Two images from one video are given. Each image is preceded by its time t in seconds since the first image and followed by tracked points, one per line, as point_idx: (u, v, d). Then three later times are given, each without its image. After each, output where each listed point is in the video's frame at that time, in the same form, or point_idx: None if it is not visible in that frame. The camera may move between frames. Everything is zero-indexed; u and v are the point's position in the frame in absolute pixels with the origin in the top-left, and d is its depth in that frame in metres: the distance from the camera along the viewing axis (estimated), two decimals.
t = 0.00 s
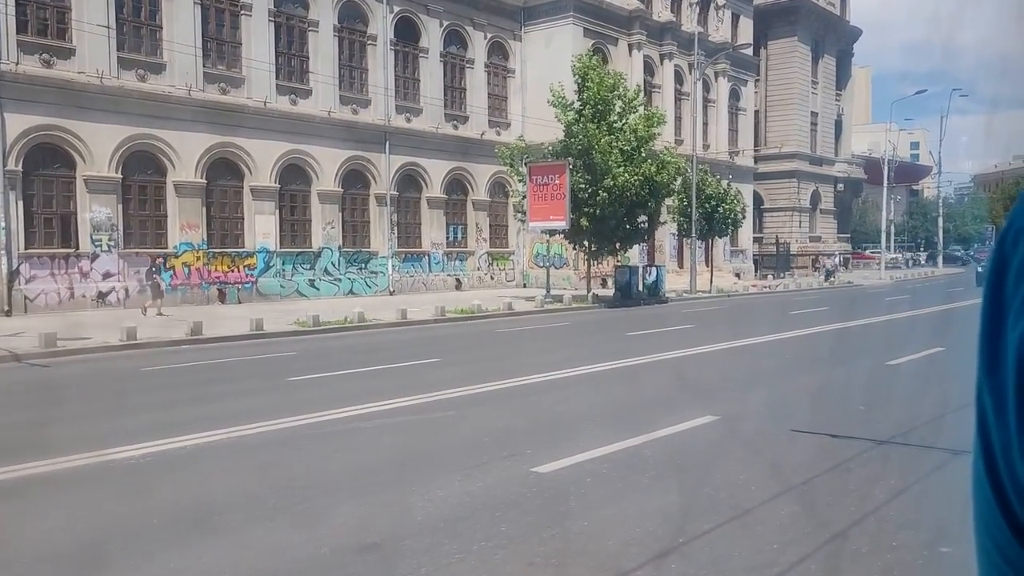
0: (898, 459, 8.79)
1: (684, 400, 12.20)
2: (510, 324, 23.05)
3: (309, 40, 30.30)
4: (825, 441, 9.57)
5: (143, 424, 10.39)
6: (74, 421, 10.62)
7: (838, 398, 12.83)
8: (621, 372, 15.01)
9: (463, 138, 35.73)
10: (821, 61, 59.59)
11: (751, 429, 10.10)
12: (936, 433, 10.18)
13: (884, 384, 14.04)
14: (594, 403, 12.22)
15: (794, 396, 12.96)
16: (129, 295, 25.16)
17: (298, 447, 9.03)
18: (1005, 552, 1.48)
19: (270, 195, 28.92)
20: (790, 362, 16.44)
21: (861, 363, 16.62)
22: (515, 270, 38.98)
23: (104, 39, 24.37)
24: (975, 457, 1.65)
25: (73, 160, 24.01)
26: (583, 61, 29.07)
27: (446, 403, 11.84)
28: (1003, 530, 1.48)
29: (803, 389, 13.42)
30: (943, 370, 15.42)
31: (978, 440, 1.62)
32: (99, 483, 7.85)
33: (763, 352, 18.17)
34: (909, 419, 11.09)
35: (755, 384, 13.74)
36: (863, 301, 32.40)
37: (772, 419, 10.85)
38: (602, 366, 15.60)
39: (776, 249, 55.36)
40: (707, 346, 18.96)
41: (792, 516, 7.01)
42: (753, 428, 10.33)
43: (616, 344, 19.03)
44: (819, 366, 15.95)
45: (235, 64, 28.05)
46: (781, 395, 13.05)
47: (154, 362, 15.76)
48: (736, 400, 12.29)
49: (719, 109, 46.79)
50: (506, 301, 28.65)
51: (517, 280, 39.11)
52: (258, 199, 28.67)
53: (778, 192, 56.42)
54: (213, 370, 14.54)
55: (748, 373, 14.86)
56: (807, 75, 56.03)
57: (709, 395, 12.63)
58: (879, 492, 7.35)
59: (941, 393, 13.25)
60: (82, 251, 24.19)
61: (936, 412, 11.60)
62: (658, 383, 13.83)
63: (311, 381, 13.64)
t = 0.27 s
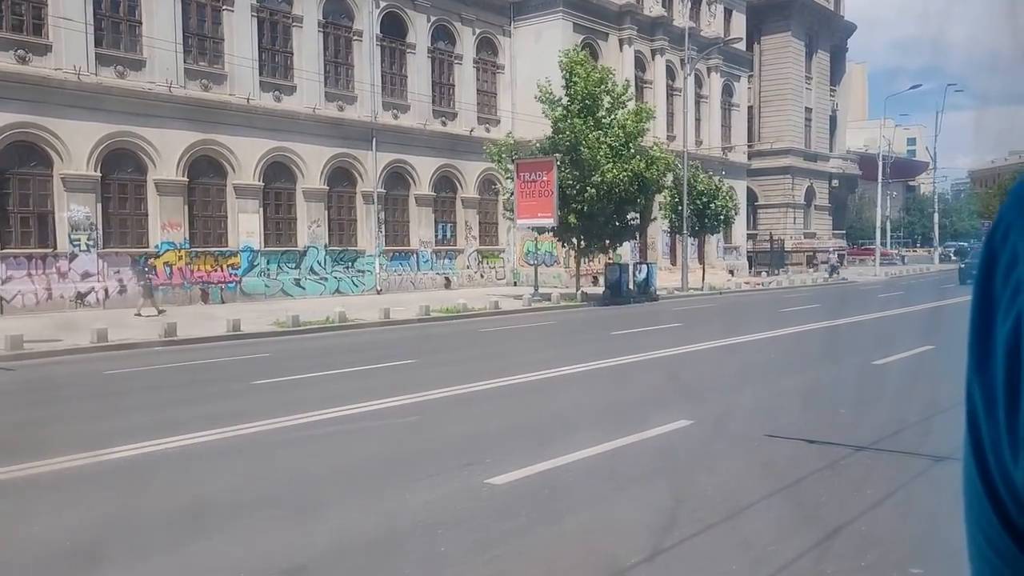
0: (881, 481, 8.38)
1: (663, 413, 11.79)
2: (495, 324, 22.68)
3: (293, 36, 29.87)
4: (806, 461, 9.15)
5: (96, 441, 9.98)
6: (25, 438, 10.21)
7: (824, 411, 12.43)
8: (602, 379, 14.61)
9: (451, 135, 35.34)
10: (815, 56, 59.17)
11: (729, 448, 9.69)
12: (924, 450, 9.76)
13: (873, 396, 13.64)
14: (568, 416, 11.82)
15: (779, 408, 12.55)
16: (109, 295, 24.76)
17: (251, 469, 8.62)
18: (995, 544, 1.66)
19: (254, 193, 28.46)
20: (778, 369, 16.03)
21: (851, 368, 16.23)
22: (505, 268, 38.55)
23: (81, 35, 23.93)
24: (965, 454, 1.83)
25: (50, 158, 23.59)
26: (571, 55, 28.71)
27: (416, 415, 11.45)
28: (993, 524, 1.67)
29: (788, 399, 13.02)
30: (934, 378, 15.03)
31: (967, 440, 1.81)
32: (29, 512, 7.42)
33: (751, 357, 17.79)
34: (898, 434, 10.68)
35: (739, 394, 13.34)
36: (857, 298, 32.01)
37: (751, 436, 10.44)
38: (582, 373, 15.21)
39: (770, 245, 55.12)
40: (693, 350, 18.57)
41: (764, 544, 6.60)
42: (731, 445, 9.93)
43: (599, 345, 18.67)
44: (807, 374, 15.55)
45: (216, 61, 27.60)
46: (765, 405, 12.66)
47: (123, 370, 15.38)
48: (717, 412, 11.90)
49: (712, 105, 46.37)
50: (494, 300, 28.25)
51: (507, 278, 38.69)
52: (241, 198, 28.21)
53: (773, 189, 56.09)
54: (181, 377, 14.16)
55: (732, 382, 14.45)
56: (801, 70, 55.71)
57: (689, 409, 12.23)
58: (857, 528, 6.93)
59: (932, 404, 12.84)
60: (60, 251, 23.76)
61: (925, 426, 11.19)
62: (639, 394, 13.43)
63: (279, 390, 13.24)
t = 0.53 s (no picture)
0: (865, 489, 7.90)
1: (643, 417, 11.28)
2: (479, 324, 22.23)
3: (277, 32, 29.39)
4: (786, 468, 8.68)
5: (42, 452, 9.56)
6: None
7: (813, 413, 11.93)
8: (583, 381, 14.12)
9: (440, 132, 34.88)
10: (811, 52, 58.72)
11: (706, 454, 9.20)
12: (914, 456, 9.27)
13: (865, 396, 13.14)
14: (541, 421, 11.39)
15: (765, 410, 12.05)
16: (87, 296, 24.31)
17: (196, 482, 8.11)
18: (992, 537, 1.53)
19: (237, 191, 27.96)
20: (767, 370, 15.53)
21: (843, 368, 15.72)
22: (496, 266, 38.09)
23: (57, 31, 23.45)
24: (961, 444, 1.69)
25: (26, 157, 23.12)
26: (558, 50, 28.28)
27: (382, 421, 10.94)
28: (989, 516, 1.53)
29: (775, 401, 12.51)
30: (929, 377, 14.53)
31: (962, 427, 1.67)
32: None
33: (740, 356, 17.28)
34: (888, 437, 10.18)
35: (723, 396, 12.84)
36: (851, 295, 31.58)
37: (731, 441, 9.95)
38: (563, 375, 14.72)
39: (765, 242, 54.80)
40: (681, 350, 18.06)
41: (734, 563, 6.11)
42: (710, 451, 9.43)
43: (582, 347, 18.26)
44: (797, 374, 15.04)
45: (198, 57, 27.15)
46: (751, 407, 12.16)
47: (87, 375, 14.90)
48: (699, 415, 11.39)
49: (705, 101, 45.93)
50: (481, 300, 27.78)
51: (498, 277, 38.20)
52: (224, 197, 27.69)
53: (768, 185, 55.68)
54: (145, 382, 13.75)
55: (718, 385, 13.95)
56: (796, 66, 55.26)
57: (670, 413, 11.72)
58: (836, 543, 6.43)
59: (926, 405, 12.34)
60: (36, 251, 23.32)
61: (917, 428, 10.69)
62: (619, 396, 12.93)
63: (244, 395, 12.75)
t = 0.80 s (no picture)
0: (855, 495, 7.29)
1: (624, 418, 10.65)
2: (465, 324, 21.73)
3: (262, 26, 28.86)
4: (770, 472, 8.06)
5: None
6: None
7: (805, 413, 11.30)
8: (563, 382, 13.51)
9: (430, 129, 34.35)
10: (809, 47, 58.13)
11: (684, 457, 8.57)
12: (910, 458, 8.67)
13: (860, 396, 12.52)
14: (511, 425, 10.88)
15: (753, 410, 11.43)
16: (66, 296, 23.82)
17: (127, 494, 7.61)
18: (995, 535, 1.31)
19: (221, 189, 27.44)
20: (758, 370, 14.91)
21: (836, 368, 15.10)
22: (488, 265, 37.56)
23: (34, 25, 22.95)
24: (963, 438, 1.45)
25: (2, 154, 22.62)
26: (547, 45, 27.80)
27: (344, 422, 10.33)
28: (990, 509, 1.31)
29: (766, 402, 11.86)
30: (929, 377, 13.93)
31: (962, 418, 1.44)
32: None
33: (732, 356, 16.66)
34: (883, 440, 9.55)
35: (711, 397, 12.21)
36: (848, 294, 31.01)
37: (714, 442, 9.33)
38: (543, 375, 14.11)
39: (763, 240, 54.34)
40: (668, 351, 17.43)
41: None
42: (690, 454, 8.80)
43: (566, 347, 17.75)
44: (790, 374, 14.43)
45: (180, 52, 26.63)
46: (739, 407, 11.52)
47: (48, 379, 14.38)
48: (681, 418, 10.77)
49: (701, 97, 45.42)
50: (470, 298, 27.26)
51: (490, 276, 37.63)
52: (208, 194, 27.17)
53: (766, 182, 55.21)
54: (106, 386, 13.28)
55: (705, 385, 13.32)
56: (794, 61, 54.71)
57: (653, 413, 11.08)
58: (821, 552, 5.80)
59: (924, 406, 11.71)
60: (12, 250, 22.79)
61: (915, 429, 10.08)
62: (600, 396, 12.30)
63: (206, 398, 12.17)
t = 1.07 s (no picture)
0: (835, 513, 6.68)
1: (599, 424, 10.05)
2: (449, 327, 21.20)
3: (245, 23, 28.29)
4: (746, 485, 7.46)
5: None
6: None
7: (793, 418, 10.69)
8: (540, 387, 12.91)
9: (419, 128, 33.78)
10: (807, 45, 57.50)
11: (655, 468, 7.97)
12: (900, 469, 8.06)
13: (852, 400, 11.90)
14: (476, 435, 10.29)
15: (737, 415, 10.81)
16: (42, 299, 23.25)
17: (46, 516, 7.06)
18: (991, 540, 1.25)
19: (203, 189, 26.89)
20: (747, 373, 14.28)
21: (827, 371, 14.49)
22: (480, 265, 37.00)
23: (7, 22, 22.41)
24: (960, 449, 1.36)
25: None
26: (535, 41, 27.25)
27: (300, 432, 9.74)
28: (988, 516, 1.25)
29: (752, 406, 11.24)
30: (925, 380, 13.31)
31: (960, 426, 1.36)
32: None
33: (721, 359, 16.03)
34: (867, 450, 8.95)
35: (693, 402, 11.60)
36: (844, 294, 30.39)
37: (690, 451, 8.72)
38: (520, 380, 13.51)
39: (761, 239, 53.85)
40: (656, 353, 16.81)
41: None
42: (663, 464, 8.19)
43: (548, 351, 17.18)
44: (780, 377, 13.81)
45: (160, 49, 26.08)
46: (723, 412, 10.91)
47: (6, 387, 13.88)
48: (660, 424, 10.15)
49: (697, 95, 44.87)
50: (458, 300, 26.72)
51: (481, 277, 36.85)
52: (189, 194, 26.64)
53: (764, 181, 54.65)
54: (61, 396, 12.75)
55: (689, 389, 12.71)
56: (792, 58, 54.11)
57: (631, 419, 10.47)
58: None
59: (919, 411, 11.09)
60: None
61: (906, 436, 9.46)
62: (577, 401, 11.69)
63: (161, 408, 11.58)
